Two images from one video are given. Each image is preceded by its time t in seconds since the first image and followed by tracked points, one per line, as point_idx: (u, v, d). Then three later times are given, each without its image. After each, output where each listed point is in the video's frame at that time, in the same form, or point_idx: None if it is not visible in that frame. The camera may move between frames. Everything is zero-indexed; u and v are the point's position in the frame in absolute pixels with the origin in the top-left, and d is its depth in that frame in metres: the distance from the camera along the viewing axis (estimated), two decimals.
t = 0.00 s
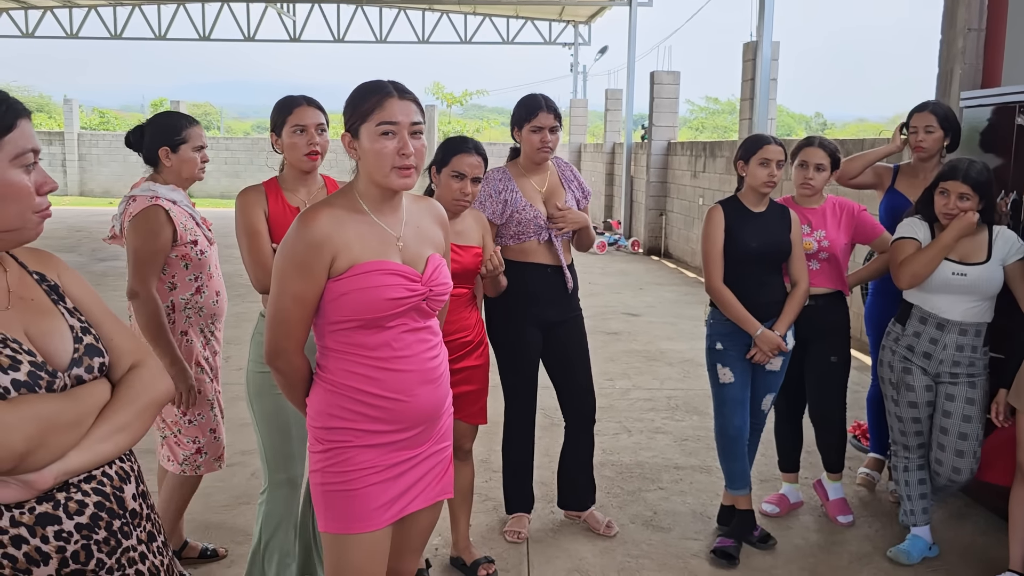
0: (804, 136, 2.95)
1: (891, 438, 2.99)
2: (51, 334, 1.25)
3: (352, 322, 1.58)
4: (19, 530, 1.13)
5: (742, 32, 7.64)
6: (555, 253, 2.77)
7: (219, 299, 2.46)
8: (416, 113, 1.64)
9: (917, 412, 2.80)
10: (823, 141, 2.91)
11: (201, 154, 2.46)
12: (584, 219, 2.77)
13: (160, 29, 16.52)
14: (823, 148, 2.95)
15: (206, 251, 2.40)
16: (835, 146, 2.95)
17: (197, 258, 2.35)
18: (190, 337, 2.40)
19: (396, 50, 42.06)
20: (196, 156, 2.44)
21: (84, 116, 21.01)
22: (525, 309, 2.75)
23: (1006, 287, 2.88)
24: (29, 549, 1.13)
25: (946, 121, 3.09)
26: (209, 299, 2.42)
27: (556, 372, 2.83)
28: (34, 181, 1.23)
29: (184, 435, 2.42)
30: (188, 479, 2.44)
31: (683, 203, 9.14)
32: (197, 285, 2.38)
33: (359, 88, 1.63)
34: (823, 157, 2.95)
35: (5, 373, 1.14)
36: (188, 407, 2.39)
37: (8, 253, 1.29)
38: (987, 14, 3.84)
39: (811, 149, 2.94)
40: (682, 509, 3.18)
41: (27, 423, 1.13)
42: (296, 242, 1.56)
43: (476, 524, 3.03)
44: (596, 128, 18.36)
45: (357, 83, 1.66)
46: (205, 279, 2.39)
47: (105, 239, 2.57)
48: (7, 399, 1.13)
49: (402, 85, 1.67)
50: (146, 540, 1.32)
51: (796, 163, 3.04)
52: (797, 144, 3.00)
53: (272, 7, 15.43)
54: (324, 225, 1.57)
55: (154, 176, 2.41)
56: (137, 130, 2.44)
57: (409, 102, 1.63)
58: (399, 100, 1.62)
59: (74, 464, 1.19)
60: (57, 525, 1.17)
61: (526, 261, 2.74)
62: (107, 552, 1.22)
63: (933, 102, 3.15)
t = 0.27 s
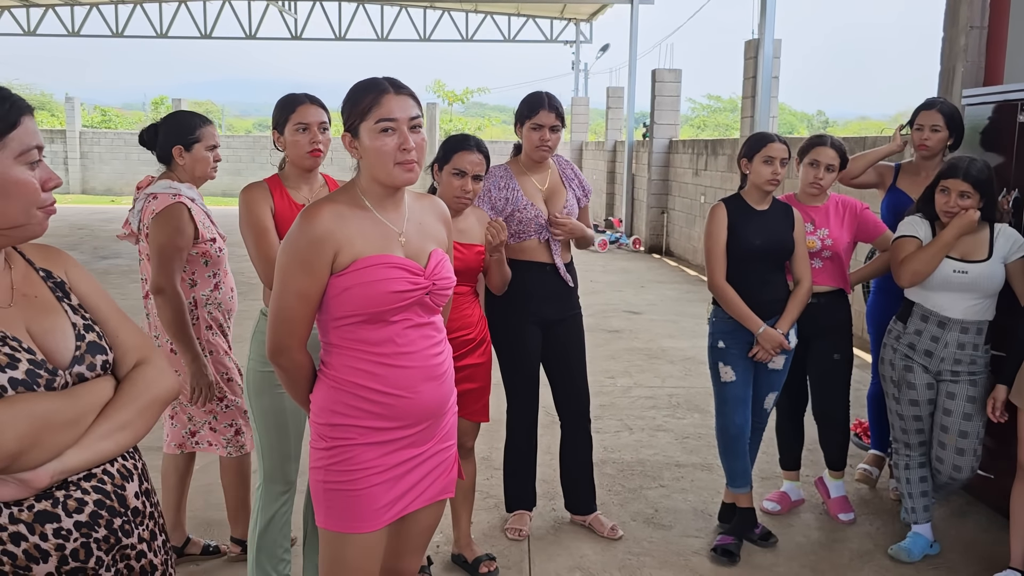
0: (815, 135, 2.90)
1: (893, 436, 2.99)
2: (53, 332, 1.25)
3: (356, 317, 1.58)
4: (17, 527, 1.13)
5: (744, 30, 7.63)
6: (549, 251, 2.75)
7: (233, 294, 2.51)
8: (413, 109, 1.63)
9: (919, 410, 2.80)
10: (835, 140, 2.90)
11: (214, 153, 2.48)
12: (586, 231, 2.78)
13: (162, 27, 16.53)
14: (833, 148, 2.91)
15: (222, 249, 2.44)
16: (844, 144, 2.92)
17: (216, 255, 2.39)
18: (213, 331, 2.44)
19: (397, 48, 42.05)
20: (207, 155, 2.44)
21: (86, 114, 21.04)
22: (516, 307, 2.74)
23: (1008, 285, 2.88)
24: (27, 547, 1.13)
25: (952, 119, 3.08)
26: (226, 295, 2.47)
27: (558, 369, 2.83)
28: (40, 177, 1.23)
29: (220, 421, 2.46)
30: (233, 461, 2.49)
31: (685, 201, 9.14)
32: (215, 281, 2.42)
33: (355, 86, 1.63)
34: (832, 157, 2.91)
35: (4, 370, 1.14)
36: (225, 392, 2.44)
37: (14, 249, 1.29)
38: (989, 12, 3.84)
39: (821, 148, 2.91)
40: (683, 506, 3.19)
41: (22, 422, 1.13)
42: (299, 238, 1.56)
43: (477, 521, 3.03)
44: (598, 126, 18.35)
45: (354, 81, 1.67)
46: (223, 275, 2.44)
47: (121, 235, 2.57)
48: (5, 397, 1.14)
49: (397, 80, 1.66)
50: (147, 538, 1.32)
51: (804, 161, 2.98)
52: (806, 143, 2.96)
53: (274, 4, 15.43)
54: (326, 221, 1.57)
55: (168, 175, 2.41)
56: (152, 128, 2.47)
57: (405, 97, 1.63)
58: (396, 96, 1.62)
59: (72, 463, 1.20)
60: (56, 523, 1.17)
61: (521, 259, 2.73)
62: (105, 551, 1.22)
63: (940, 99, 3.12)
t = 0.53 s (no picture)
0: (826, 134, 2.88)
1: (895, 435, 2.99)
2: (53, 330, 1.25)
3: (354, 314, 1.58)
4: (17, 524, 1.14)
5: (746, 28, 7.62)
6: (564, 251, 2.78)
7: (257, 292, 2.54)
8: (415, 108, 1.63)
9: (920, 409, 2.81)
10: (845, 141, 2.90)
11: (234, 154, 2.49)
12: (593, 268, 2.78)
13: (162, 25, 16.50)
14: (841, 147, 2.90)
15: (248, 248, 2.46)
16: (853, 144, 2.92)
17: (244, 254, 2.42)
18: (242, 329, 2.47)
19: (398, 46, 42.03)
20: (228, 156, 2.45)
21: (87, 112, 21.03)
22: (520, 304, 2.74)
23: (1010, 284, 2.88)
24: (27, 543, 1.15)
25: (960, 119, 3.09)
26: (252, 293, 2.50)
27: (559, 368, 2.83)
28: (42, 178, 1.23)
29: (242, 415, 2.48)
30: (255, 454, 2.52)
31: (686, 199, 9.13)
32: (242, 280, 2.45)
33: (357, 85, 1.63)
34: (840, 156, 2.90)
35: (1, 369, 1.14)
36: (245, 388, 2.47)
37: (18, 246, 1.29)
38: (992, 10, 3.83)
39: (831, 148, 2.91)
40: (685, 504, 3.19)
41: (17, 421, 1.13)
42: (300, 235, 1.56)
43: (478, 519, 3.03)
44: (599, 124, 18.32)
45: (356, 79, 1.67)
46: (249, 273, 2.46)
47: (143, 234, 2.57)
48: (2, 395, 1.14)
49: (400, 80, 1.66)
50: (149, 536, 1.32)
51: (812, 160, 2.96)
52: (816, 142, 2.95)
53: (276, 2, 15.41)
54: (327, 218, 1.57)
55: (189, 174, 2.44)
56: (174, 128, 2.51)
57: (407, 96, 1.62)
58: (397, 96, 1.61)
59: (70, 461, 1.20)
60: (55, 520, 1.17)
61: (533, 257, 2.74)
62: (107, 548, 1.23)
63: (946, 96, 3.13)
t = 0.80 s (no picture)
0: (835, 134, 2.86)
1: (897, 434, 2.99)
2: (56, 328, 1.26)
3: (354, 311, 1.58)
4: (20, 522, 1.14)
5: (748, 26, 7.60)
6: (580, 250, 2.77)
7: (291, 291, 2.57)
8: (415, 105, 1.63)
9: (923, 408, 2.80)
10: (854, 141, 2.89)
11: (269, 152, 2.57)
12: (607, 274, 2.78)
13: (165, 23, 16.51)
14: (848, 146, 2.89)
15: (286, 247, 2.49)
16: (861, 145, 2.90)
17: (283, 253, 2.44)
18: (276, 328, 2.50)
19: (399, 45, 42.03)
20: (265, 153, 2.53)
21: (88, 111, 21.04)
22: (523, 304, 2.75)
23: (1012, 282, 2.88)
24: (30, 541, 1.15)
25: (963, 119, 3.07)
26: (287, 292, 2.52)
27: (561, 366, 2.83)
28: (41, 178, 1.23)
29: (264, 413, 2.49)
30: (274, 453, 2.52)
31: (688, 197, 9.12)
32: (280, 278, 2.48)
33: (356, 81, 1.63)
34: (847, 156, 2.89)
35: (5, 367, 1.15)
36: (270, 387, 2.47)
37: (19, 245, 1.30)
38: (994, 8, 3.83)
39: (840, 148, 2.89)
40: (686, 503, 3.19)
41: (19, 419, 1.13)
42: (298, 230, 1.56)
43: (480, 517, 3.03)
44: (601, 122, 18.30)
45: (356, 75, 1.67)
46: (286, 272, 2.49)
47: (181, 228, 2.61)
48: (5, 394, 1.14)
49: (401, 76, 1.66)
50: (152, 534, 1.33)
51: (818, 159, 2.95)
52: (824, 141, 2.92)
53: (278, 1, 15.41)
54: (326, 214, 1.58)
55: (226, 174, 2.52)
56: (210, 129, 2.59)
57: (407, 93, 1.62)
58: (398, 93, 1.61)
59: (72, 460, 1.20)
60: (57, 518, 1.18)
61: (547, 255, 2.74)
62: (110, 546, 1.23)
63: (949, 95, 3.11)
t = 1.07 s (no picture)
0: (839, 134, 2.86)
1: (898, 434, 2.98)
2: (54, 327, 1.26)
3: (352, 311, 1.58)
4: (21, 521, 1.14)
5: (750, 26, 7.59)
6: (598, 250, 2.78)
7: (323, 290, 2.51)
8: (411, 104, 1.63)
9: (924, 408, 2.80)
10: (859, 141, 2.87)
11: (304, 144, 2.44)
12: (627, 274, 2.76)
13: (166, 23, 16.51)
14: (852, 146, 2.88)
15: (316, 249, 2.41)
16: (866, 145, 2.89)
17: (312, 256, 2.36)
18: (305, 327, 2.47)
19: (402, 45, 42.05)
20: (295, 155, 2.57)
21: (92, 110, 21.07)
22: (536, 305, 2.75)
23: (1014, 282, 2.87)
24: (32, 540, 1.15)
25: (961, 120, 3.08)
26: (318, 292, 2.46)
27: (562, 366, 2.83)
28: (38, 181, 1.24)
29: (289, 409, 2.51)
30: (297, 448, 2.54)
31: (690, 197, 9.11)
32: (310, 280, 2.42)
33: (354, 80, 1.63)
34: (852, 156, 2.88)
35: (6, 366, 1.15)
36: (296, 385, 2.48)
37: (16, 245, 1.30)
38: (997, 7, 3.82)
39: (844, 149, 2.87)
40: (687, 503, 3.18)
41: (22, 418, 1.13)
42: (297, 230, 1.56)
43: (481, 517, 3.04)
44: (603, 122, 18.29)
45: (354, 75, 1.67)
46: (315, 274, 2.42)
47: (214, 220, 2.56)
48: (7, 393, 1.14)
49: (398, 75, 1.66)
50: (152, 532, 1.33)
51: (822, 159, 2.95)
52: (829, 141, 2.92)
53: (280, 0, 15.40)
54: (324, 214, 1.58)
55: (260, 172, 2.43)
56: (243, 126, 2.51)
57: (404, 92, 1.62)
58: (394, 92, 1.61)
59: (74, 458, 1.20)
60: (59, 517, 1.18)
61: (566, 255, 2.73)
62: (110, 544, 1.23)
63: (948, 94, 3.11)
